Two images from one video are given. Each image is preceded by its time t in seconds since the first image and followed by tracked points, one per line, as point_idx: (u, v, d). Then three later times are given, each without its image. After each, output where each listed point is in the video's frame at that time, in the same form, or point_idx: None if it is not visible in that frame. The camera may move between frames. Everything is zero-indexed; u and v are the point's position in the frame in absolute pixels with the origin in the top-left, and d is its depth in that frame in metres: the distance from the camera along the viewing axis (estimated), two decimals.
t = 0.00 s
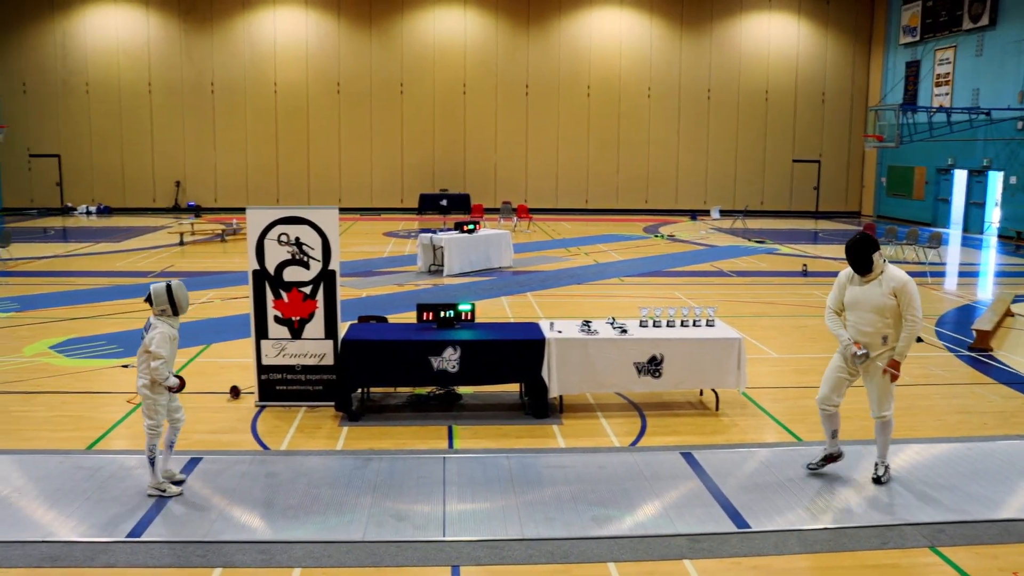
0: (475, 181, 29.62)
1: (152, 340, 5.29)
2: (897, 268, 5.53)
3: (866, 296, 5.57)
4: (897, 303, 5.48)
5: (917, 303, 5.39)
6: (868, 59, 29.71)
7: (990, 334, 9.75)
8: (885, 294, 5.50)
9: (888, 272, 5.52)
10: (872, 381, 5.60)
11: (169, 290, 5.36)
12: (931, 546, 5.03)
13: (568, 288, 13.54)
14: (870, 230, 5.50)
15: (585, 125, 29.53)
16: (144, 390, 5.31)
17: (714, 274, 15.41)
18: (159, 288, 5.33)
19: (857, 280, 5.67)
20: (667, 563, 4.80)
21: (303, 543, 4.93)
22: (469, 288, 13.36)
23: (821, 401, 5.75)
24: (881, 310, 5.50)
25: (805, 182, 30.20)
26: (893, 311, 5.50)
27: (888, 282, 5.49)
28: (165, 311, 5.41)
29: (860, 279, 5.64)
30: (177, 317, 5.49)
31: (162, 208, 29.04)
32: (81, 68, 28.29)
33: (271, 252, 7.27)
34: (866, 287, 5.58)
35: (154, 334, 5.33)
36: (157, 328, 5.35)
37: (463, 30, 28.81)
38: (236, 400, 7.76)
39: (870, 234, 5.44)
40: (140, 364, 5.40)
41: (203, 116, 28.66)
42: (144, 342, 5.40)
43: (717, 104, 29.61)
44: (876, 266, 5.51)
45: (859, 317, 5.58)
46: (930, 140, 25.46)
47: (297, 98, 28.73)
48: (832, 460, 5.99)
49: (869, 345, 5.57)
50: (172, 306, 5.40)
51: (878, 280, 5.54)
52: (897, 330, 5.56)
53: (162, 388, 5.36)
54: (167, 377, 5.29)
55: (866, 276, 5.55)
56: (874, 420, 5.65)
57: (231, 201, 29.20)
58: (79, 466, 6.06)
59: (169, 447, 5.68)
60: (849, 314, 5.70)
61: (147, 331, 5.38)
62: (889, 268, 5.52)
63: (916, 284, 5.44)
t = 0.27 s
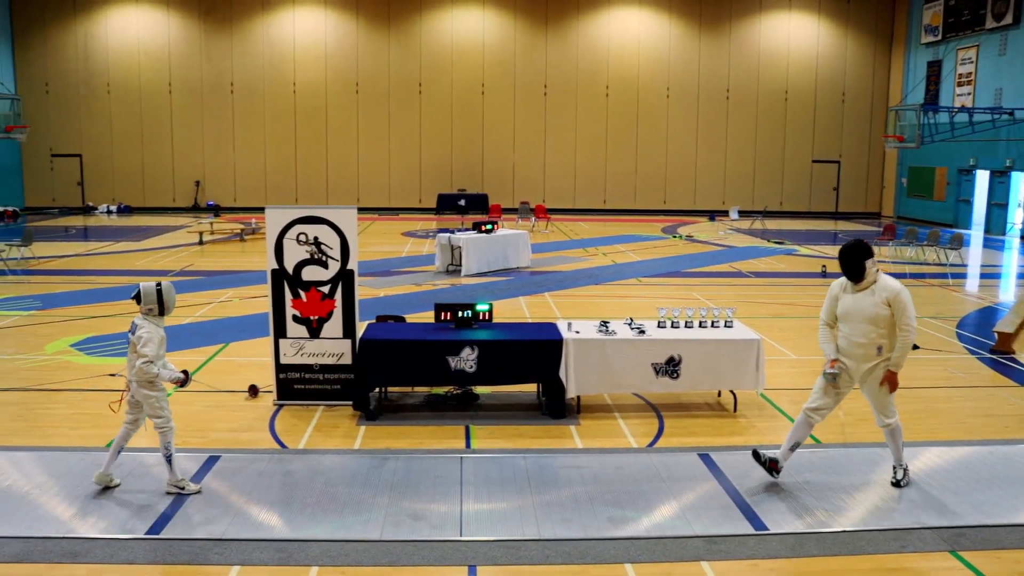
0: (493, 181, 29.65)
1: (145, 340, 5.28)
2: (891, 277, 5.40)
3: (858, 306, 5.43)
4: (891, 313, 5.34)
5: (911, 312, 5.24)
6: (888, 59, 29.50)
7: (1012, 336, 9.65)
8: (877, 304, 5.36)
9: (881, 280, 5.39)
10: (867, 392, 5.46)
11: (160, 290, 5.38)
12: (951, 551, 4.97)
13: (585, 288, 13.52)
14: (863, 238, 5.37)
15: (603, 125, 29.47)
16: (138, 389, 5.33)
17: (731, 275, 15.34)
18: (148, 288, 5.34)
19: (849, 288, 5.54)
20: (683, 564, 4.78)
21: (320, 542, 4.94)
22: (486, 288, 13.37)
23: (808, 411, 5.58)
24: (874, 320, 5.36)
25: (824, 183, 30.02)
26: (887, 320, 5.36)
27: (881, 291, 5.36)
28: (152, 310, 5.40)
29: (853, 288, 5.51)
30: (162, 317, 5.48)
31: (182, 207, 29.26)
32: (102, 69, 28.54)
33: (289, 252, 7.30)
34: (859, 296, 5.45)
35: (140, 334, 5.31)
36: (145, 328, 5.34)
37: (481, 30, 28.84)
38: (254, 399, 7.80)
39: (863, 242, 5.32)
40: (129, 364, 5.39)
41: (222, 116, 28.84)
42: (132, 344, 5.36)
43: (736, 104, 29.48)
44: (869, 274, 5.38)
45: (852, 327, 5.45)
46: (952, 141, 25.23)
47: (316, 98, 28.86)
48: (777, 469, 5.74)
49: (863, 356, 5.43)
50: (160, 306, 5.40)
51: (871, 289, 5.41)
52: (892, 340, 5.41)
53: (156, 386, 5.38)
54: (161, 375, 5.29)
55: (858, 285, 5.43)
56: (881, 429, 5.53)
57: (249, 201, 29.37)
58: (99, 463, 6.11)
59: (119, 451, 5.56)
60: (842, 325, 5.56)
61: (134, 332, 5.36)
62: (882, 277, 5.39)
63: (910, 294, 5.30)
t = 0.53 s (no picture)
0: (507, 181, 29.68)
1: (139, 335, 5.27)
2: (856, 279, 5.32)
3: (825, 312, 5.37)
4: (857, 316, 5.28)
5: (878, 315, 5.18)
6: (904, 58, 29.34)
7: None
8: (843, 309, 5.30)
9: (845, 284, 5.32)
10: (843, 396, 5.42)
11: (158, 286, 5.43)
12: (967, 554, 4.93)
13: (598, 289, 13.50)
14: (825, 242, 5.31)
15: (617, 124, 29.44)
16: (134, 386, 5.32)
17: (745, 275, 15.29)
18: (148, 283, 5.38)
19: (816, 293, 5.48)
20: (697, 565, 4.76)
21: (333, 541, 4.95)
22: (499, 289, 13.38)
23: (790, 416, 5.51)
24: (841, 325, 5.30)
25: (839, 183, 29.87)
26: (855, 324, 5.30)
27: (846, 296, 5.29)
28: (145, 306, 5.41)
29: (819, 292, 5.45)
30: (153, 313, 5.50)
31: (196, 206, 29.41)
32: (119, 69, 28.72)
33: (304, 251, 7.32)
34: (826, 301, 5.39)
35: (134, 329, 5.30)
36: (137, 324, 5.33)
37: (496, 30, 28.86)
38: (268, 398, 7.82)
39: (826, 246, 5.25)
40: (119, 360, 5.35)
41: (236, 116, 28.97)
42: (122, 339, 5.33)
43: (750, 104, 29.37)
44: (833, 278, 5.32)
45: (820, 333, 5.39)
46: (969, 141, 25.06)
47: (330, 98, 28.95)
48: (779, 483, 5.73)
49: (834, 361, 5.37)
50: (155, 301, 5.44)
51: (836, 293, 5.34)
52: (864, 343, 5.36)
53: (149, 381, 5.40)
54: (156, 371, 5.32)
55: (824, 289, 5.36)
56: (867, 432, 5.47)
57: (264, 201, 29.50)
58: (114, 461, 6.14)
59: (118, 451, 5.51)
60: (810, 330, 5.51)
61: (125, 328, 5.33)
62: (847, 280, 5.32)
63: (877, 296, 5.24)
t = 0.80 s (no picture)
0: (525, 181, 29.71)
1: (150, 334, 5.32)
2: (853, 272, 5.28)
3: (823, 306, 5.33)
4: (855, 309, 5.23)
5: (876, 307, 5.13)
6: (925, 58, 29.10)
7: None
8: (840, 303, 5.25)
9: (842, 277, 5.29)
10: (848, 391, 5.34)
11: (174, 287, 5.45)
12: (988, 558, 4.87)
13: (615, 289, 13.48)
14: (819, 236, 5.28)
15: (634, 124, 29.37)
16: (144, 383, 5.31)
17: (764, 276, 15.21)
18: (162, 282, 5.41)
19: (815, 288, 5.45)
20: (714, 567, 4.73)
21: (351, 539, 4.96)
22: (516, 289, 13.39)
23: (804, 415, 5.48)
24: (840, 318, 5.26)
25: (859, 184, 29.67)
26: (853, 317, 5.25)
27: (843, 289, 5.25)
28: (161, 304, 5.44)
29: (817, 287, 5.42)
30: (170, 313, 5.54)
31: (216, 206, 29.61)
32: (139, 69, 28.95)
33: (322, 250, 7.34)
34: (823, 294, 5.36)
35: (148, 327, 5.35)
36: (150, 322, 5.37)
37: (514, 30, 28.87)
38: (287, 397, 7.87)
39: (823, 238, 5.23)
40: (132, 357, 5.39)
41: (255, 116, 29.13)
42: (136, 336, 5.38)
43: (769, 103, 29.24)
44: (829, 272, 5.29)
45: (821, 328, 5.35)
46: (991, 141, 24.79)
47: (349, 98, 29.05)
48: (797, 485, 5.70)
49: (836, 355, 5.32)
50: (170, 301, 5.46)
51: (834, 286, 5.31)
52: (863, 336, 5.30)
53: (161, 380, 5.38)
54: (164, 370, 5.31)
55: (822, 282, 5.34)
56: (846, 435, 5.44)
57: (283, 201, 29.67)
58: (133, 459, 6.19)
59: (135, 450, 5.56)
60: (811, 325, 5.46)
61: (140, 325, 5.39)
62: (844, 273, 5.29)
63: (875, 287, 5.19)
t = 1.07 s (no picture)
0: (539, 181, 29.70)
1: (177, 338, 5.33)
2: (876, 271, 5.26)
3: (843, 303, 5.31)
4: (874, 308, 5.19)
5: (896, 308, 5.09)
6: (943, 57, 28.89)
7: None
8: (860, 301, 5.22)
9: (864, 275, 5.26)
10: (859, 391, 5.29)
11: (202, 291, 5.43)
12: (1006, 561, 4.82)
13: (630, 289, 13.47)
14: (845, 231, 5.27)
15: (649, 124, 29.31)
16: (166, 387, 5.38)
17: (779, 276, 15.17)
18: (190, 287, 5.39)
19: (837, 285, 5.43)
20: (728, 567, 4.72)
21: (364, 538, 4.97)
22: (531, 288, 13.40)
23: (817, 417, 5.46)
24: (858, 316, 5.22)
25: (875, 184, 29.50)
26: (872, 316, 5.21)
27: (864, 287, 5.23)
28: (189, 308, 5.43)
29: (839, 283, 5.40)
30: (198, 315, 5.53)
31: (231, 205, 29.76)
32: (156, 69, 29.12)
33: (337, 250, 7.36)
34: (845, 291, 5.33)
35: (175, 332, 5.36)
36: (178, 326, 5.38)
37: (529, 30, 28.87)
38: (302, 395, 7.90)
39: (849, 234, 5.22)
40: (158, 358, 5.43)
41: (271, 116, 29.26)
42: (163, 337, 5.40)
43: (785, 103, 29.11)
44: (853, 269, 5.26)
45: (838, 325, 5.32)
46: (1009, 141, 24.57)
47: (364, 98, 29.13)
48: (812, 486, 5.67)
49: (849, 354, 5.28)
50: (199, 305, 5.45)
51: (855, 284, 5.28)
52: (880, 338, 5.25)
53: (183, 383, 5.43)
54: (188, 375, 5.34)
55: (844, 278, 5.31)
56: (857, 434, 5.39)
57: (298, 200, 29.79)
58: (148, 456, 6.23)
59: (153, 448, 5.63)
60: (829, 321, 5.44)
61: (168, 327, 5.41)
62: (868, 272, 5.26)
63: (897, 289, 5.15)
